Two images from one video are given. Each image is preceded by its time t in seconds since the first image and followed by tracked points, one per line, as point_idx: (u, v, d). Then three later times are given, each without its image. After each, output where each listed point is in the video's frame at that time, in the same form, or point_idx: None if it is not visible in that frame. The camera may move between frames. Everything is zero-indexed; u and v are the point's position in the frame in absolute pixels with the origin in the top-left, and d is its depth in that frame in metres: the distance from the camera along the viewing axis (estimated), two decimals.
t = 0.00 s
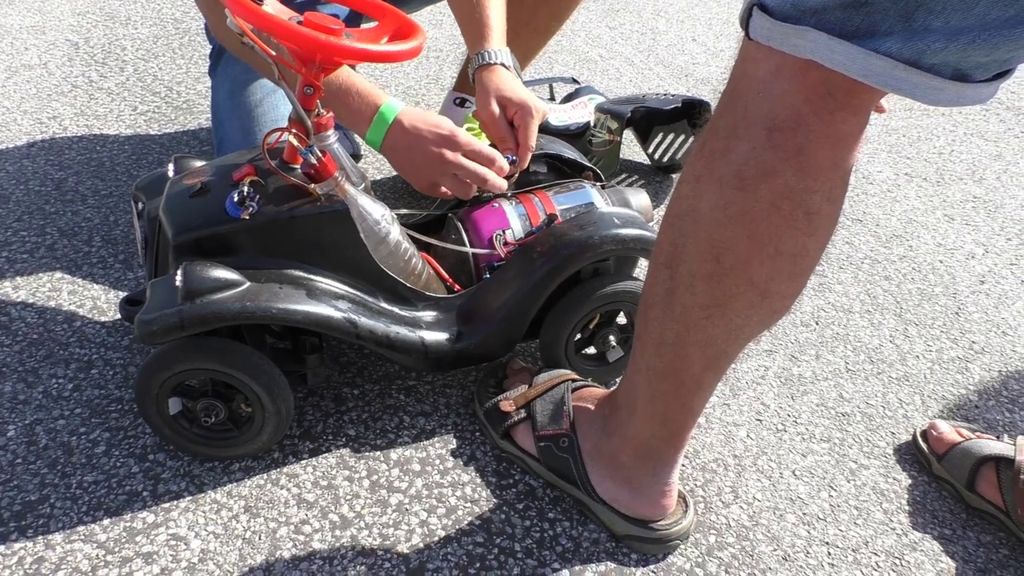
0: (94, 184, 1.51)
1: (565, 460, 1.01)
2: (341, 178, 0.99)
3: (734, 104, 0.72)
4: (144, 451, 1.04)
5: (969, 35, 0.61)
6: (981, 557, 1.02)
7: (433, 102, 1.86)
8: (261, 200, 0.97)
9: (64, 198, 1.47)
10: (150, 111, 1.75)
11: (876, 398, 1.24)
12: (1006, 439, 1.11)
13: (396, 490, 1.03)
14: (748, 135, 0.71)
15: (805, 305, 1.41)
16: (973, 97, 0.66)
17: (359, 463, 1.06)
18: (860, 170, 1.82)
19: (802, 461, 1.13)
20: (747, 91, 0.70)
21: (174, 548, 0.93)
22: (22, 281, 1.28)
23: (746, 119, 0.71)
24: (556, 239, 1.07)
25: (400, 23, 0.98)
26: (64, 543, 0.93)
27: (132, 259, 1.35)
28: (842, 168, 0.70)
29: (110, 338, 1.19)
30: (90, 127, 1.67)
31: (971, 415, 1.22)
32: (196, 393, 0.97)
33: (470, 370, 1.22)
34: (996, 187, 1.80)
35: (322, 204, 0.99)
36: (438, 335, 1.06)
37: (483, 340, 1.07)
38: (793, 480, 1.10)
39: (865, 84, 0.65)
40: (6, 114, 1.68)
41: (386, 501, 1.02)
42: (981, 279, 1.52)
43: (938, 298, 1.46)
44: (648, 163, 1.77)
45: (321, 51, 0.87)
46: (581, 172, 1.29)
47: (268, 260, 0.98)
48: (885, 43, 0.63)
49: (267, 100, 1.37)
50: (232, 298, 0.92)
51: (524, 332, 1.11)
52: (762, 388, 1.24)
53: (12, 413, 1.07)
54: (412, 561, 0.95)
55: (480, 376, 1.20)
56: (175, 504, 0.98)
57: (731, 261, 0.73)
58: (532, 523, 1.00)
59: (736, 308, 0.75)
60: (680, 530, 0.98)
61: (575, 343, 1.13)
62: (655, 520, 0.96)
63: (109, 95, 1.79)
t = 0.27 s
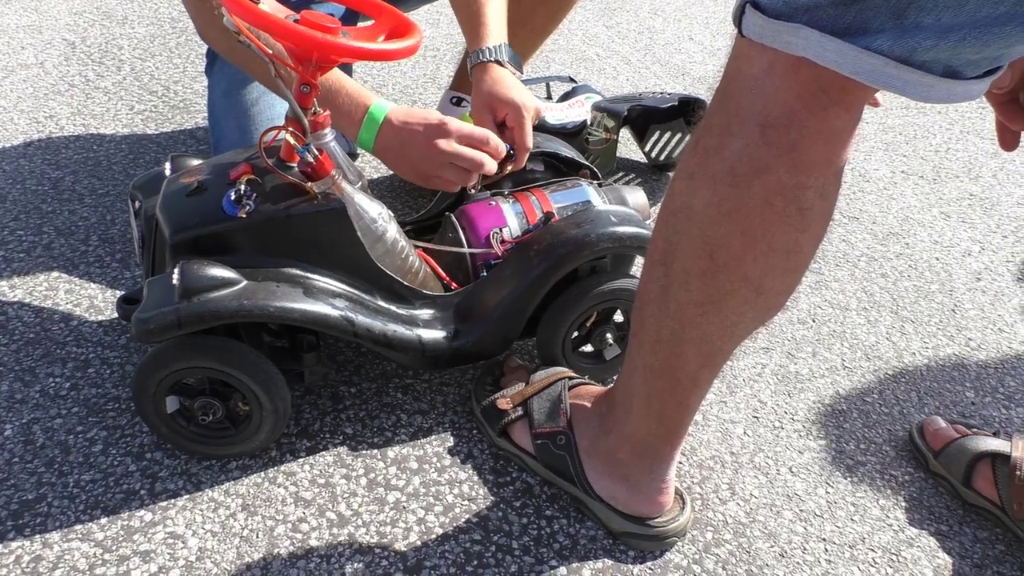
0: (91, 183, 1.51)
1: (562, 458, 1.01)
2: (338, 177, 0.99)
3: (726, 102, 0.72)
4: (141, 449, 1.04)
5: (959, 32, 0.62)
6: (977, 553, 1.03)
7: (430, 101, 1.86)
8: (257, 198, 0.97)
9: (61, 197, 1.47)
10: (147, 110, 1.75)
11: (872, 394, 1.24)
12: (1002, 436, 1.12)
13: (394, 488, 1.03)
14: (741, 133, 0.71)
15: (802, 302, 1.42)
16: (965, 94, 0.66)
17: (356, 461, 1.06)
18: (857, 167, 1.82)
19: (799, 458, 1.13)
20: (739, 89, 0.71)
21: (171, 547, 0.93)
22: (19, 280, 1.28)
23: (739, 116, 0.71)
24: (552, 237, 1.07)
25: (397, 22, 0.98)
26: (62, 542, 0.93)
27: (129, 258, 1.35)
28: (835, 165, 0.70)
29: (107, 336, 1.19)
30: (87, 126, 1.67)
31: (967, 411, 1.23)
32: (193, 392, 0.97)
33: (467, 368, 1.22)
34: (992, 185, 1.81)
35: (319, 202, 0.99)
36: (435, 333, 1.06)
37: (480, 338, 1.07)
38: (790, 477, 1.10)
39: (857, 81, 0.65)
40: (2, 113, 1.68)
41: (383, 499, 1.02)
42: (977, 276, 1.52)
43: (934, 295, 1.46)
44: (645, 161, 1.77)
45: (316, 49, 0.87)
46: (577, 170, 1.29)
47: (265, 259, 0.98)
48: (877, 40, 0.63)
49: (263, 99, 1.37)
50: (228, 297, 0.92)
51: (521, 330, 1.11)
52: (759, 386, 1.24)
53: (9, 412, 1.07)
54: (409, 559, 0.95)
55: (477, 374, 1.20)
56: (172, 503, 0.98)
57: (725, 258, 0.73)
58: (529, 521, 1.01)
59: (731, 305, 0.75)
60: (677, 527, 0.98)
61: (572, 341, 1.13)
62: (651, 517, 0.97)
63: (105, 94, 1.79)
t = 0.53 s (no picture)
0: (90, 183, 1.51)
1: (560, 457, 1.01)
2: (337, 176, 1.00)
3: (723, 102, 0.72)
4: (140, 449, 1.04)
5: (955, 33, 0.62)
6: (974, 551, 1.03)
7: (429, 101, 1.86)
8: (257, 198, 0.97)
9: (60, 196, 1.47)
10: (146, 110, 1.75)
11: (870, 394, 1.25)
12: (999, 435, 1.12)
13: (392, 487, 1.03)
14: (738, 133, 0.71)
15: (800, 302, 1.42)
16: (959, 94, 0.66)
17: (355, 460, 1.06)
18: (854, 168, 1.83)
19: (797, 458, 1.13)
20: (735, 89, 0.71)
21: (171, 546, 0.93)
22: (17, 279, 1.28)
23: (736, 117, 0.71)
24: (551, 237, 1.07)
25: (395, 22, 0.98)
26: (61, 541, 0.93)
27: (127, 258, 1.35)
28: (831, 165, 0.71)
29: (106, 336, 1.20)
30: (85, 126, 1.67)
31: (964, 411, 1.23)
32: (192, 391, 0.98)
33: (465, 368, 1.22)
34: (989, 185, 1.81)
35: (318, 202, 0.99)
36: (434, 333, 1.06)
37: (479, 338, 1.08)
38: (788, 476, 1.11)
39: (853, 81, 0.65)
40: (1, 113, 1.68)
41: (382, 499, 1.02)
42: (974, 276, 1.52)
43: (932, 295, 1.47)
44: (643, 162, 1.77)
45: (316, 48, 0.87)
46: (576, 170, 1.30)
47: (264, 258, 0.98)
48: (873, 41, 0.63)
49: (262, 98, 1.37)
50: (228, 296, 0.92)
51: (519, 330, 1.12)
52: (757, 385, 1.24)
53: (8, 411, 1.07)
54: (408, 558, 0.95)
55: (476, 373, 1.20)
56: (171, 502, 0.98)
57: (722, 258, 0.73)
58: (528, 520, 1.01)
59: (729, 305, 0.75)
60: (676, 527, 0.98)
61: (570, 340, 1.14)
62: (649, 517, 0.97)
63: (104, 94, 1.79)
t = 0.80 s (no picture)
0: (85, 183, 1.50)
1: (557, 458, 1.01)
2: (332, 176, 0.99)
3: (718, 100, 0.72)
4: (135, 450, 1.04)
5: (950, 31, 0.61)
6: (972, 551, 1.03)
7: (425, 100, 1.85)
8: (252, 198, 0.97)
9: (55, 196, 1.46)
10: (142, 109, 1.75)
11: (867, 394, 1.25)
12: (996, 435, 1.12)
13: (388, 488, 1.03)
14: (734, 131, 0.71)
15: (797, 301, 1.42)
16: (955, 92, 0.66)
17: (351, 461, 1.06)
18: (851, 167, 1.83)
19: (794, 458, 1.13)
20: (731, 87, 0.71)
21: (165, 547, 0.93)
22: (12, 280, 1.27)
23: (732, 115, 0.71)
24: (547, 236, 1.07)
25: (390, 21, 0.98)
26: (55, 543, 0.92)
27: (123, 258, 1.34)
28: (827, 163, 0.71)
29: (101, 336, 1.19)
30: (81, 126, 1.67)
31: (962, 410, 1.23)
32: (187, 392, 0.97)
33: (462, 368, 1.22)
34: (986, 184, 1.81)
35: (313, 202, 0.98)
36: (429, 333, 1.06)
37: (475, 338, 1.07)
38: (785, 476, 1.10)
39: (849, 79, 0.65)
40: None
41: (377, 500, 1.02)
42: (972, 275, 1.52)
43: (929, 294, 1.46)
44: (640, 161, 1.77)
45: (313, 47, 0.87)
46: (572, 169, 1.29)
47: (260, 258, 0.98)
48: (869, 39, 0.63)
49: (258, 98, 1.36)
50: (222, 296, 0.92)
51: (515, 330, 1.11)
52: (754, 385, 1.24)
53: (2, 412, 1.07)
54: (404, 559, 0.95)
55: (472, 373, 1.20)
56: (166, 503, 0.98)
57: (718, 257, 0.73)
58: (524, 521, 1.01)
59: (725, 303, 0.75)
60: (672, 526, 0.98)
61: (567, 340, 1.13)
62: (646, 517, 0.97)
63: (100, 93, 1.78)
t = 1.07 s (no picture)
0: (80, 181, 1.50)
1: (552, 457, 1.00)
2: (327, 174, 0.99)
3: (715, 97, 0.72)
4: (128, 449, 1.03)
5: (946, 27, 0.62)
6: (968, 551, 1.03)
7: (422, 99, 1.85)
8: (245, 195, 0.97)
9: (49, 194, 1.45)
10: (137, 107, 1.74)
11: (863, 393, 1.24)
12: (993, 434, 1.12)
13: (383, 488, 1.03)
14: (731, 128, 0.70)
15: (794, 301, 1.42)
16: (951, 89, 0.66)
17: (346, 460, 1.05)
18: (848, 167, 1.83)
19: (790, 458, 1.13)
20: (728, 84, 0.70)
21: (158, 547, 0.93)
22: (5, 278, 1.27)
23: (728, 111, 0.70)
24: (543, 235, 1.07)
25: (386, 18, 0.97)
26: (47, 543, 0.92)
27: (117, 256, 1.34)
28: (823, 160, 0.70)
29: (94, 335, 1.19)
30: (75, 124, 1.66)
31: (958, 410, 1.23)
32: (181, 391, 0.97)
33: (457, 367, 1.21)
34: (983, 184, 1.81)
35: (308, 200, 0.98)
36: (425, 332, 1.05)
37: (470, 337, 1.07)
38: (781, 476, 1.10)
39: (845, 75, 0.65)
40: None
41: (372, 499, 1.01)
42: (968, 275, 1.52)
43: (926, 294, 1.46)
44: (637, 160, 1.77)
45: (307, 45, 0.86)
46: (568, 168, 1.29)
47: (254, 256, 0.97)
48: (866, 35, 0.62)
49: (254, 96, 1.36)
50: (216, 294, 0.91)
51: (511, 329, 1.11)
52: (750, 384, 1.24)
53: None
54: (398, 559, 0.94)
55: (468, 372, 1.19)
56: (159, 503, 0.97)
57: (714, 254, 0.73)
58: (519, 520, 1.00)
59: (720, 301, 0.75)
60: (668, 526, 0.97)
61: (563, 339, 1.13)
62: (641, 517, 0.96)
63: (95, 91, 1.78)
